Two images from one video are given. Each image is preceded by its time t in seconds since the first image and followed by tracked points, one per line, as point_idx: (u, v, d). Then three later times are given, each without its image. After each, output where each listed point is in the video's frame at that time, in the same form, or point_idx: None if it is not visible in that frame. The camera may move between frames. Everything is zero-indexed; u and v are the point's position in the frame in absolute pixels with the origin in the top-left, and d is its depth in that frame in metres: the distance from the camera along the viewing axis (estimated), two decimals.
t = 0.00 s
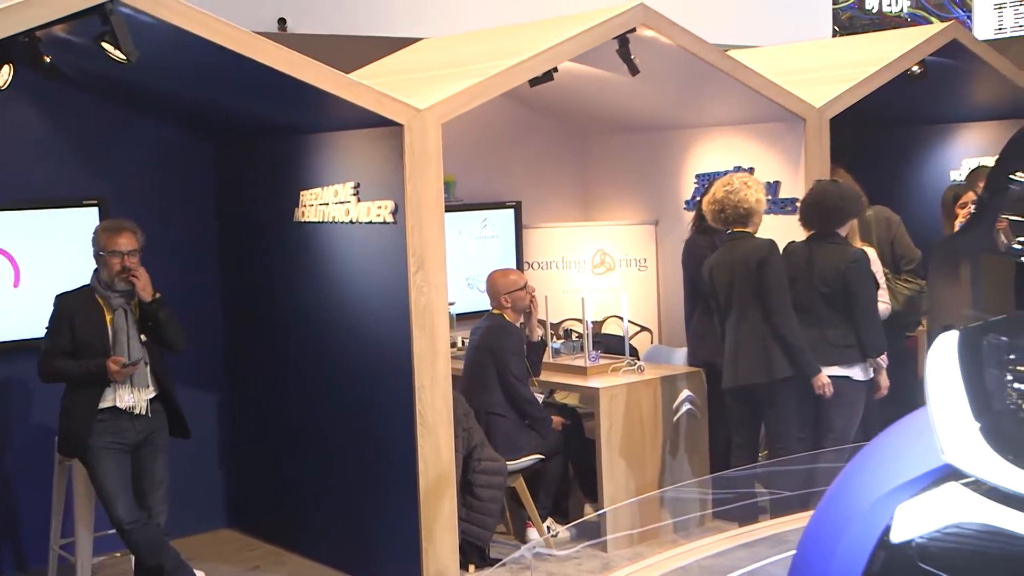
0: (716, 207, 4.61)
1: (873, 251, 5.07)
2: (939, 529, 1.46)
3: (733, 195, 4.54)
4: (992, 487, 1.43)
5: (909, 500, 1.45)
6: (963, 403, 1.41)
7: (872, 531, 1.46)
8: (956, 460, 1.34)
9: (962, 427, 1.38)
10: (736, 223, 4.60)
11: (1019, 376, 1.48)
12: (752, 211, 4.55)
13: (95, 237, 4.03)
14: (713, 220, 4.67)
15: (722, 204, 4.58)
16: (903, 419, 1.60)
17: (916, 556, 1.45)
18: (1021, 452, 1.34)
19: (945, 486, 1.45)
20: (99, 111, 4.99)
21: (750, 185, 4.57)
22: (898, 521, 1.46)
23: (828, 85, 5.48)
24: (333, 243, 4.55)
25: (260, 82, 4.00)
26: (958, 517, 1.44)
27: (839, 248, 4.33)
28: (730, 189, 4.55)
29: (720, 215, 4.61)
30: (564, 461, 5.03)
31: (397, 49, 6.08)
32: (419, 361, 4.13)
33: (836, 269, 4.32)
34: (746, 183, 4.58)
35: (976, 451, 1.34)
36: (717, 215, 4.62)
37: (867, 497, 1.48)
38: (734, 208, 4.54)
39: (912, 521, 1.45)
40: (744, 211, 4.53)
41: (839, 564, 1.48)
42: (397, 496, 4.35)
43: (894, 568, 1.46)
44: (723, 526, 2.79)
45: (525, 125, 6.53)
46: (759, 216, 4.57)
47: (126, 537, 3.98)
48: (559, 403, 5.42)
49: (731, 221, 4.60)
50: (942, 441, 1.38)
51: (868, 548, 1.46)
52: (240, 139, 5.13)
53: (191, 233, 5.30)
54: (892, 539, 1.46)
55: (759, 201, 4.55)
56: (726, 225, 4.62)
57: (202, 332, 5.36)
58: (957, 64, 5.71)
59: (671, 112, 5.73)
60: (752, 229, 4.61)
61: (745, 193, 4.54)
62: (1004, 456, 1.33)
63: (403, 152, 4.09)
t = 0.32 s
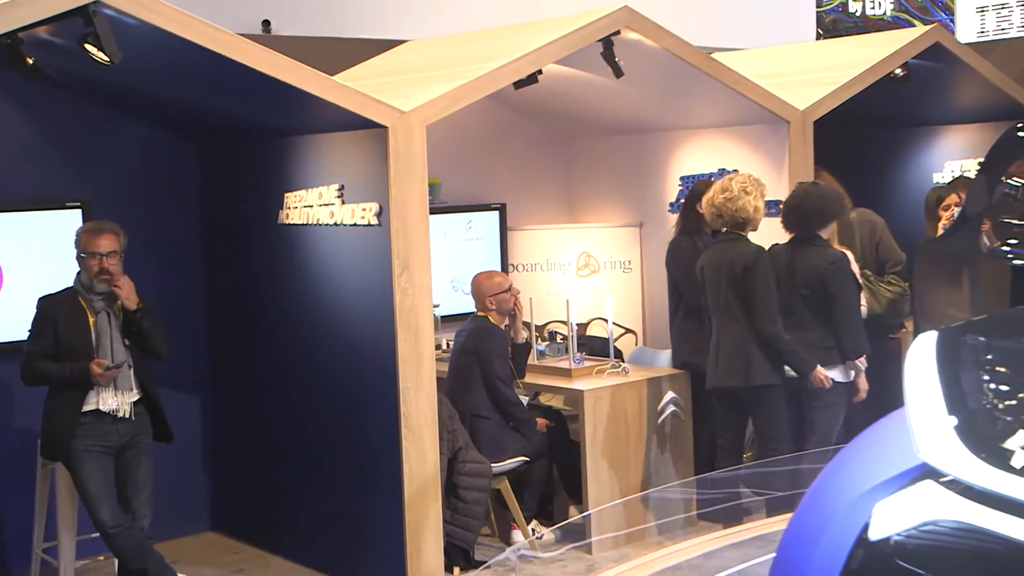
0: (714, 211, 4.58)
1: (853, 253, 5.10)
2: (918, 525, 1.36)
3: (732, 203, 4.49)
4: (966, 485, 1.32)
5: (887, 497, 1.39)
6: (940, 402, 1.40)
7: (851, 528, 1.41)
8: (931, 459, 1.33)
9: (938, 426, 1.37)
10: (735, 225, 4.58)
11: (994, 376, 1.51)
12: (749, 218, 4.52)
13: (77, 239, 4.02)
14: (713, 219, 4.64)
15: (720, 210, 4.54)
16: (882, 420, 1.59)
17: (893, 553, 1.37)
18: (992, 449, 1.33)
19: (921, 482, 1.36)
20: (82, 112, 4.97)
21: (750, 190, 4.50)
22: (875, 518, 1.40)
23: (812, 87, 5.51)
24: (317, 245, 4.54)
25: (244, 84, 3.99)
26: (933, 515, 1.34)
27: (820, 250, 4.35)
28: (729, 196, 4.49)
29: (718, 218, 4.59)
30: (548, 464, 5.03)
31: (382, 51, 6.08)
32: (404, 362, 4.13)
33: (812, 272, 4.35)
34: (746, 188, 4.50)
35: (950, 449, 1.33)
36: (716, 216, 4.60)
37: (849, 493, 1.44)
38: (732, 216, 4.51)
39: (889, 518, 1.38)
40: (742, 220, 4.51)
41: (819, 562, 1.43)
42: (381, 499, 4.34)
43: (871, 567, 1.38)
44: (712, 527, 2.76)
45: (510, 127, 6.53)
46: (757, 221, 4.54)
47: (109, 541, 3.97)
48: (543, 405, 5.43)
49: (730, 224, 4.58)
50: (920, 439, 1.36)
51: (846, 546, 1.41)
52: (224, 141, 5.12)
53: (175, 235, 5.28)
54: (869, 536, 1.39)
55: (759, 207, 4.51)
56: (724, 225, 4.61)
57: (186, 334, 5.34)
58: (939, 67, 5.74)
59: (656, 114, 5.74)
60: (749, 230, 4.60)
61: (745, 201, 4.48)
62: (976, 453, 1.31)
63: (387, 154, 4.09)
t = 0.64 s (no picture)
0: (731, 215, 4.41)
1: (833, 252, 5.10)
2: (895, 523, 1.37)
3: (748, 208, 4.31)
4: (941, 485, 1.32)
5: (865, 494, 1.40)
6: (915, 399, 1.42)
7: (829, 525, 1.41)
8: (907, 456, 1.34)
9: (915, 424, 1.38)
10: (751, 231, 4.40)
11: (971, 376, 1.49)
12: (766, 225, 4.34)
13: (59, 240, 4.01)
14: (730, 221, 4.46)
15: (738, 213, 4.37)
16: (862, 418, 1.59)
17: (870, 550, 1.38)
18: (965, 447, 1.34)
19: (896, 482, 1.37)
20: (65, 114, 4.95)
21: (769, 195, 4.31)
22: (853, 515, 1.40)
23: (794, 88, 5.52)
24: (300, 247, 4.54)
25: (227, 85, 3.98)
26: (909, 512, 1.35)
27: (802, 250, 4.33)
28: (746, 201, 4.32)
29: (734, 222, 4.43)
30: (532, 465, 5.03)
31: (366, 53, 6.07)
32: (388, 363, 4.12)
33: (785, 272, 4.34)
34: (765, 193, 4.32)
35: (925, 448, 1.34)
36: (733, 219, 4.43)
37: (829, 490, 1.45)
38: (749, 221, 4.34)
39: (866, 515, 1.39)
40: (757, 225, 4.33)
41: (797, 559, 1.44)
42: (366, 500, 4.34)
43: (849, 563, 1.39)
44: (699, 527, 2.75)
45: (494, 128, 6.54)
46: (774, 229, 4.36)
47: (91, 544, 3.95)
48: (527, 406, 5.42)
49: (747, 229, 4.40)
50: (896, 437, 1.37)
51: (825, 542, 1.41)
52: (207, 142, 5.11)
53: (157, 237, 5.26)
54: (847, 534, 1.40)
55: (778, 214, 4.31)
56: (739, 229, 4.44)
57: (169, 335, 5.32)
58: (921, 69, 5.76)
59: (638, 116, 5.76)
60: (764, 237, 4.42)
61: (763, 207, 4.30)
62: (950, 451, 1.33)
63: (371, 155, 4.08)
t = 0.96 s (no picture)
0: (762, 224, 4.25)
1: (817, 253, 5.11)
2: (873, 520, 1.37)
3: (787, 219, 4.17)
4: (915, 482, 1.32)
5: (845, 491, 1.40)
6: (892, 396, 1.44)
7: (811, 522, 1.42)
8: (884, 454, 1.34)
9: (891, 422, 1.39)
10: (777, 240, 4.27)
11: (950, 376, 1.54)
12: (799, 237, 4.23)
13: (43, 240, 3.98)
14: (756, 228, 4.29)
15: (773, 223, 4.21)
16: (843, 417, 1.59)
17: (851, 547, 1.39)
18: (939, 444, 1.35)
19: (874, 479, 1.37)
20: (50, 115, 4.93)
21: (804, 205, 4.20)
22: (834, 512, 1.40)
23: (779, 90, 5.54)
24: (285, 248, 4.53)
25: (212, 86, 3.97)
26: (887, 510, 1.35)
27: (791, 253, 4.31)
28: (785, 212, 4.17)
29: (764, 230, 4.27)
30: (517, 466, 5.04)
31: (351, 54, 6.06)
32: (373, 364, 4.12)
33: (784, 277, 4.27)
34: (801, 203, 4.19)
35: (901, 447, 1.34)
36: (763, 229, 4.27)
37: (810, 487, 1.45)
38: (785, 232, 4.20)
39: (845, 512, 1.39)
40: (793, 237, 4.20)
41: (778, 556, 1.43)
42: (351, 501, 4.33)
43: (830, 560, 1.40)
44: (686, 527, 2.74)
45: (479, 130, 6.55)
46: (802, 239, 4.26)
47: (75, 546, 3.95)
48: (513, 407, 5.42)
49: (774, 238, 4.27)
50: (874, 435, 1.38)
51: (806, 539, 1.41)
52: (193, 143, 5.09)
53: (141, 238, 5.24)
54: (828, 531, 1.40)
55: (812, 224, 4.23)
56: (765, 237, 4.29)
57: (154, 337, 5.30)
58: (905, 70, 5.79)
59: (624, 117, 5.77)
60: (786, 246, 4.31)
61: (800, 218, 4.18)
62: (924, 448, 1.33)
63: (356, 156, 4.08)
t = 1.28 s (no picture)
0: (766, 228, 4.22)
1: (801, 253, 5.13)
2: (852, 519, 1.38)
3: (791, 225, 4.15)
4: (892, 481, 1.33)
5: (822, 490, 1.40)
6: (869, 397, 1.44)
7: (790, 521, 1.42)
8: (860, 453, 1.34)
9: (868, 422, 1.39)
10: (779, 245, 4.26)
11: (930, 374, 1.56)
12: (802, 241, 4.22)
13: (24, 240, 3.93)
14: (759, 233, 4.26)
15: (776, 228, 4.19)
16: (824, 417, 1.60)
17: (830, 544, 1.40)
18: (913, 442, 1.35)
19: (850, 477, 1.37)
20: (32, 115, 4.90)
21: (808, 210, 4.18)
22: (812, 511, 1.40)
23: (763, 92, 5.56)
24: (269, 250, 4.52)
25: (194, 87, 3.96)
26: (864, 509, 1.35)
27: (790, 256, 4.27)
28: (789, 218, 4.15)
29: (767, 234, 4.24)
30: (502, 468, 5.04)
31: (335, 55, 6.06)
32: (358, 366, 4.11)
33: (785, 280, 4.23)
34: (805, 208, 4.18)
35: (878, 447, 1.34)
36: (766, 233, 4.24)
37: (791, 486, 1.45)
38: (789, 238, 4.19)
39: (823, 511, 1.40)
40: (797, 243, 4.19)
41: (759, 555, 1.44)
42: (335, 504, 4.32)
43: (808, 559, 1.41)
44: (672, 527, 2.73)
45: (464, 131, 6.55)
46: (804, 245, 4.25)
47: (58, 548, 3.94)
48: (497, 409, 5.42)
49: (776, 244, 4.25)
50: (851, 436, 1.38)
51: (785, 537, 1.42)
52: (177, 144, 5.08)
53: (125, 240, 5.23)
54: (807, 528, 1.41)
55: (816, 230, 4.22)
56: (767, 241, 4.27)
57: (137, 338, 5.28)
58: (887, 72, 5.80)
59: (608, 119, 5.78)
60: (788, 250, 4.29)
61: (804, 224, 4.16)
62: (899, 447, 1.34)
63: (340, 158, 4.07)
